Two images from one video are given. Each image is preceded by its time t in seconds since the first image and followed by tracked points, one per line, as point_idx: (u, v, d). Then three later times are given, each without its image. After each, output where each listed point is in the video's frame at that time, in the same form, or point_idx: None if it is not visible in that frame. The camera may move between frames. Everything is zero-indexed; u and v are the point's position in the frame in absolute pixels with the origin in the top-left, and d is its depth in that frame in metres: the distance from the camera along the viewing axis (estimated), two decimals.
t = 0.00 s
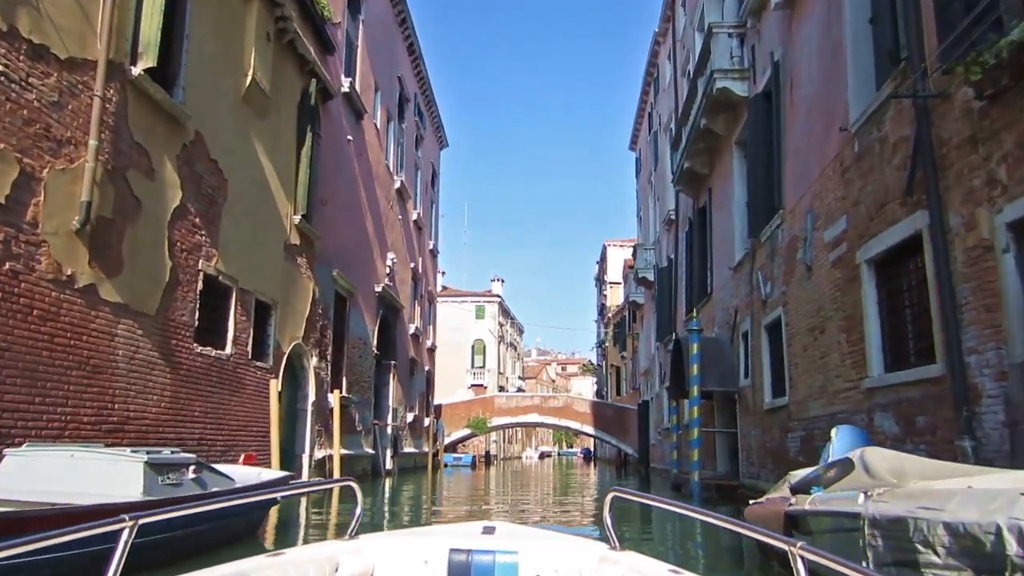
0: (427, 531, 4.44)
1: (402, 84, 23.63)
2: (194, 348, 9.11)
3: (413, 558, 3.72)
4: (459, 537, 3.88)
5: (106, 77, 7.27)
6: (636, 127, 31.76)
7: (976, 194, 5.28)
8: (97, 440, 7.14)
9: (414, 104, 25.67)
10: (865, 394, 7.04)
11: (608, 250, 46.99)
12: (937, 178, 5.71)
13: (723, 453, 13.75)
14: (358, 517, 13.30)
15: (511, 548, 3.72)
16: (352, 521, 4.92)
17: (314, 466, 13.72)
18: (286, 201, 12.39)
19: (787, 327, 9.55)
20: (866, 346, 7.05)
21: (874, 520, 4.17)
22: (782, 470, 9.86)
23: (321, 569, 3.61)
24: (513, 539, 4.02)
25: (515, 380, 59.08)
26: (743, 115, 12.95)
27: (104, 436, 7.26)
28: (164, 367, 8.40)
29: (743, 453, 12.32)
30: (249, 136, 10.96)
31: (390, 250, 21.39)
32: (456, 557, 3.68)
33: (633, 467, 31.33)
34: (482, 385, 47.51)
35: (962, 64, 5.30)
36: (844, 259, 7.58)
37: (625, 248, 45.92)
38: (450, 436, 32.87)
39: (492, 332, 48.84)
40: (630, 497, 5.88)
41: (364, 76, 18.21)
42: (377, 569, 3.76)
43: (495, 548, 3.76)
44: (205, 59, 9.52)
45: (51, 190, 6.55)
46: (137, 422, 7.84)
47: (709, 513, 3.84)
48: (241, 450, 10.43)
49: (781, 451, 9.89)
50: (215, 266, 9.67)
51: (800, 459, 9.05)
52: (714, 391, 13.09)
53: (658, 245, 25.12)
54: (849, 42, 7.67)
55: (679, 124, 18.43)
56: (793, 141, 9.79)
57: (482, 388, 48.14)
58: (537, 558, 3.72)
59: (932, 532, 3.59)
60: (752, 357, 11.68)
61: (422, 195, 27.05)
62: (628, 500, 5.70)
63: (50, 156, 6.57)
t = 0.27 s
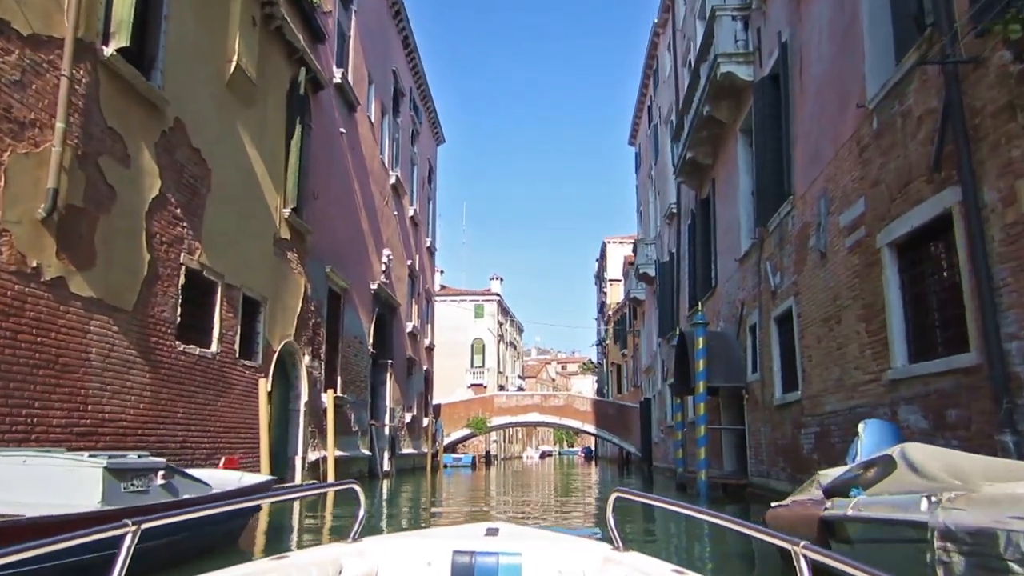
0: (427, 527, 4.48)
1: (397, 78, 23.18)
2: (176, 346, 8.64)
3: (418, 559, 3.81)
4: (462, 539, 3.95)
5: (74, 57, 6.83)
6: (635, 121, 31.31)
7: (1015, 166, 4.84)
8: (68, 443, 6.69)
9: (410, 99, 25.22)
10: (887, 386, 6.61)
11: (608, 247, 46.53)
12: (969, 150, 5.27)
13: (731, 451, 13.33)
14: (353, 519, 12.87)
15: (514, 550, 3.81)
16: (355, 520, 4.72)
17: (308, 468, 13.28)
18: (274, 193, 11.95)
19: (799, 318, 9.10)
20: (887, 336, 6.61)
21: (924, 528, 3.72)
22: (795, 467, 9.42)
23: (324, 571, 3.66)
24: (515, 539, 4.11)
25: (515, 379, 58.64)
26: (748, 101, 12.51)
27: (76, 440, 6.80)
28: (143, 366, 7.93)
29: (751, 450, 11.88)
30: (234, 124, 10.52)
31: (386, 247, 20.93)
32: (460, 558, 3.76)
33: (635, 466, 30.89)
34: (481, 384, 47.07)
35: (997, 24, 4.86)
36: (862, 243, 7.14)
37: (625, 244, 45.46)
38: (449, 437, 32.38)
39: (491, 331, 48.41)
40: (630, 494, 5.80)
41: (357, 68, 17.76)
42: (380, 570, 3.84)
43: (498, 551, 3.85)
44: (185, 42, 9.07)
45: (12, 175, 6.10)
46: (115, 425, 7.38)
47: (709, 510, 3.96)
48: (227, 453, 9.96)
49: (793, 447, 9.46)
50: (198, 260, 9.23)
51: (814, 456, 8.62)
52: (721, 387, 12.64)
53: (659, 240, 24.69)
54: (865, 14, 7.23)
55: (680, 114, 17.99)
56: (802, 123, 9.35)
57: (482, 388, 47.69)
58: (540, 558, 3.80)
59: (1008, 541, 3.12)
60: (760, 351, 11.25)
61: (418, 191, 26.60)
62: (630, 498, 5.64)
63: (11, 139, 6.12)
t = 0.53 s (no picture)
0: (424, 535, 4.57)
1: (390, 70, 22.64)
2: (150, 342, 8.11)
3: (424, 562, 3.99)
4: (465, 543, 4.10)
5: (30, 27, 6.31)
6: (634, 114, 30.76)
7: None
8: (27, 447, 6.17)
9: (404, 92, 24.69)
10: (916, 377, 6.10)
11: (607, 244, 45.94)
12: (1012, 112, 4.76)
13: (738, 449, 12.82)
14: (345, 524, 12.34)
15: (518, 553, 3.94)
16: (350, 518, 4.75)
17: (298, 471, 12.75)
18: (259, 183, 11.41)
19: (813, 308, 8.59)
20: (915, 324, 6.10)
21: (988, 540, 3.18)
22: (810, 466, 8.91)
23: None
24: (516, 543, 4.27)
25: (514, 378, 58.10)
26: (755, 84, 11.98)
27: (34, 444, 6.26)
28: (113, 364, 7.40)
29: (760, 448, 11.37)
30: (215, 109, 9.98)
31: (380, 242, 20.40)
32: (465, 561, 3.89)
33: (637, 465, 30.36)
34: (480, 383, 46.52)
35: None
36: (885, 224, 6.62)
37: (624, 241, 44.89)
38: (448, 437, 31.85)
39: (489, 330, 47.85)
40: (631, 494, 5.76)
41: (348, 57, 17.22)
42: (385, 573, 4.03)
43: (502, 553, 3.99)
44: (159, 19, 8.53)
45: None
46: (81, 426, 6.86)
47: (704, 511, 4.15)
48: (209, 456, 9.43)
49: (808, 445, 8.94)
50: (175, 251, 8.69)
51: (831, 453, 8.11)
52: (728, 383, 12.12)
53: (660, 234, 24.17)
54: None
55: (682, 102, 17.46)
56: (815, 101, 8.83)
57: (480, 387, 47.13)
58: (543, 560, 3.96)
59: None
60: (770, 345, 10.73)
61: (413, 187, 26.06)
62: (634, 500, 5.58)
63: None
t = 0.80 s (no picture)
0: (424, 536, 4.84)
1: (385, 62, 22.16)
2: (126, 336, 7.65)
3: (427, 562, 4.33)
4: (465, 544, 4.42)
5: None
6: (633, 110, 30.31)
7: None
8: None
9: (399, 86, 24.22)
10: (943, 372, 5.67)
11: (605, 242, 45.49)
12: None
13: (742, 449, 12.39)
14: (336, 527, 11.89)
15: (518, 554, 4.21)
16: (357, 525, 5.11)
17: (286, 472, 12.29)
18: (246, 172, 10.95)
19: (826, 301, 8.15)
20: (943, 315, 5.66)
21: None
22: (822, 467, 8.48)
23: None
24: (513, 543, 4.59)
25: (511, 378, 57.61)
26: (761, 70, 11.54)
27: None
28: (82, 358, 6.94)
29: (767, 448, 10.94)
30: (198, 92, 9.51)
31: (374, 238, 19.94)
32: (465, 562, 4.22)
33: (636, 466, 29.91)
34: (477, 383, 46.10)
35: None
36: (909, 209, 6.18)
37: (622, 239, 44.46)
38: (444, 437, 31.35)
39: (487, 329, 47.41)
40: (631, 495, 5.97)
41: (340, 46, 16.74)
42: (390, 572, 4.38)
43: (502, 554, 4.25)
44: None
45: None
46: (46, 426, 6.41)
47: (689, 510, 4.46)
48: (190, 457, 8.97)
49: (820, 446, 8.51)
50: (153, 240, 8.22)
51: (846, 455, 7.67)
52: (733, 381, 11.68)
53: (659, 231, 23.75)
54: None
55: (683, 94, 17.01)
56: (828, 84, 8.38)
57: (477, 387, 46.64)
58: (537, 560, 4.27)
59: None
60: (777, 341, 10.30)
61: (408, 182, 25.58)
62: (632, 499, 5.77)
63: None
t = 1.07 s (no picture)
0: (417, 536, 4.67)
1: (379, 54, 21.67)
2: (96, 330, 7.19)
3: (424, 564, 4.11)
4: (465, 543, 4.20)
5: None
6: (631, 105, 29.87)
7: None
8: None
9: (393, 79, 23.75)
10: (976, 366, 5.23)
11: (603, 240, 45.07)
12: None
13: (747, 449, 11.95)
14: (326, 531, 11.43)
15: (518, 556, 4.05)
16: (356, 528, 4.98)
17: (275, 474, 11.84)
18: (230, 161, 10.50)
19: (840, 292, 7.71)
20: (974, 304, 5.22)
21: None
22: (835, 468, 8.05)
23: None
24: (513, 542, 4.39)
25: (508, 378, 57.16)
26: (767, 55, 11.08)
27: None
28: (47, 353, 6.48)
29: (774, 448, 10.50)
30: (178, 75, 9.05)
31: (367, 233, 19.48)
32: (464, 563, 4.03)
33: (635, 467, 29.47)
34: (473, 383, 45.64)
35: None
36: (935, 190, 5.73)
37: (620, 237, 44.04)
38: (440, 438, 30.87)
39: (483, 328, 46.94)
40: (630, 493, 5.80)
41: (332, 35, 16.27)
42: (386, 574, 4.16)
43: (503, 555, 4.09)
44: None
45: None
46: (5, 425, 5.95)
47: (697, 510, 4.29)
48: (169, 459, 8.51)
49: (833, 445, 8.08)
50: (127, 229, 7.76)
51: (863, 455, 7.23)
52: (738, 378, 11.23)
53: (659, 227, 23.33)
54: None
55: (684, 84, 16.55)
56: (841, 63, 7.93)
57: (474, 386, 46.15)
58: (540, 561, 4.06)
59: None
60: (785, 336, 9.86)
61: (403, 178, 25.11)
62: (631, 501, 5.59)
63: None
